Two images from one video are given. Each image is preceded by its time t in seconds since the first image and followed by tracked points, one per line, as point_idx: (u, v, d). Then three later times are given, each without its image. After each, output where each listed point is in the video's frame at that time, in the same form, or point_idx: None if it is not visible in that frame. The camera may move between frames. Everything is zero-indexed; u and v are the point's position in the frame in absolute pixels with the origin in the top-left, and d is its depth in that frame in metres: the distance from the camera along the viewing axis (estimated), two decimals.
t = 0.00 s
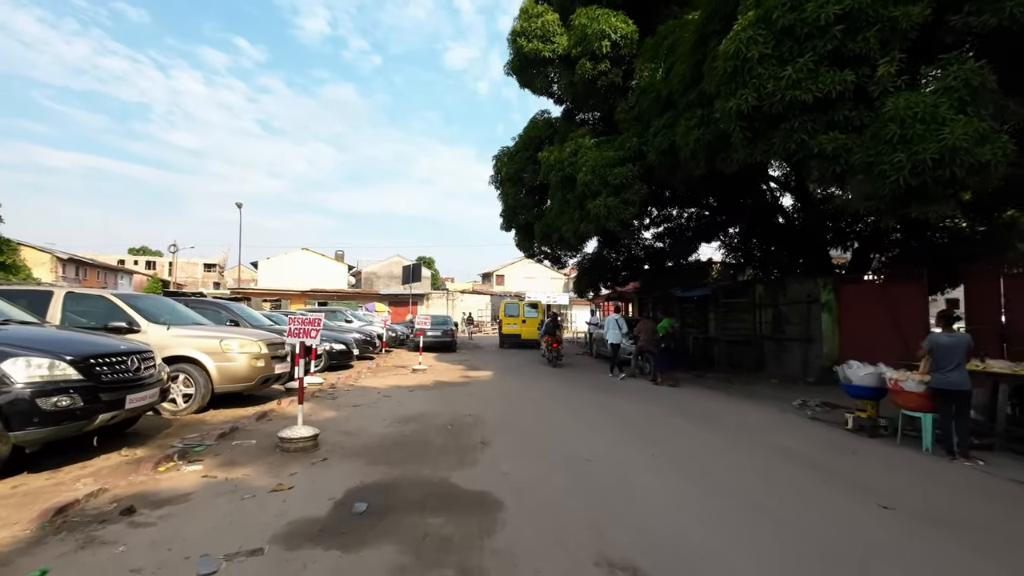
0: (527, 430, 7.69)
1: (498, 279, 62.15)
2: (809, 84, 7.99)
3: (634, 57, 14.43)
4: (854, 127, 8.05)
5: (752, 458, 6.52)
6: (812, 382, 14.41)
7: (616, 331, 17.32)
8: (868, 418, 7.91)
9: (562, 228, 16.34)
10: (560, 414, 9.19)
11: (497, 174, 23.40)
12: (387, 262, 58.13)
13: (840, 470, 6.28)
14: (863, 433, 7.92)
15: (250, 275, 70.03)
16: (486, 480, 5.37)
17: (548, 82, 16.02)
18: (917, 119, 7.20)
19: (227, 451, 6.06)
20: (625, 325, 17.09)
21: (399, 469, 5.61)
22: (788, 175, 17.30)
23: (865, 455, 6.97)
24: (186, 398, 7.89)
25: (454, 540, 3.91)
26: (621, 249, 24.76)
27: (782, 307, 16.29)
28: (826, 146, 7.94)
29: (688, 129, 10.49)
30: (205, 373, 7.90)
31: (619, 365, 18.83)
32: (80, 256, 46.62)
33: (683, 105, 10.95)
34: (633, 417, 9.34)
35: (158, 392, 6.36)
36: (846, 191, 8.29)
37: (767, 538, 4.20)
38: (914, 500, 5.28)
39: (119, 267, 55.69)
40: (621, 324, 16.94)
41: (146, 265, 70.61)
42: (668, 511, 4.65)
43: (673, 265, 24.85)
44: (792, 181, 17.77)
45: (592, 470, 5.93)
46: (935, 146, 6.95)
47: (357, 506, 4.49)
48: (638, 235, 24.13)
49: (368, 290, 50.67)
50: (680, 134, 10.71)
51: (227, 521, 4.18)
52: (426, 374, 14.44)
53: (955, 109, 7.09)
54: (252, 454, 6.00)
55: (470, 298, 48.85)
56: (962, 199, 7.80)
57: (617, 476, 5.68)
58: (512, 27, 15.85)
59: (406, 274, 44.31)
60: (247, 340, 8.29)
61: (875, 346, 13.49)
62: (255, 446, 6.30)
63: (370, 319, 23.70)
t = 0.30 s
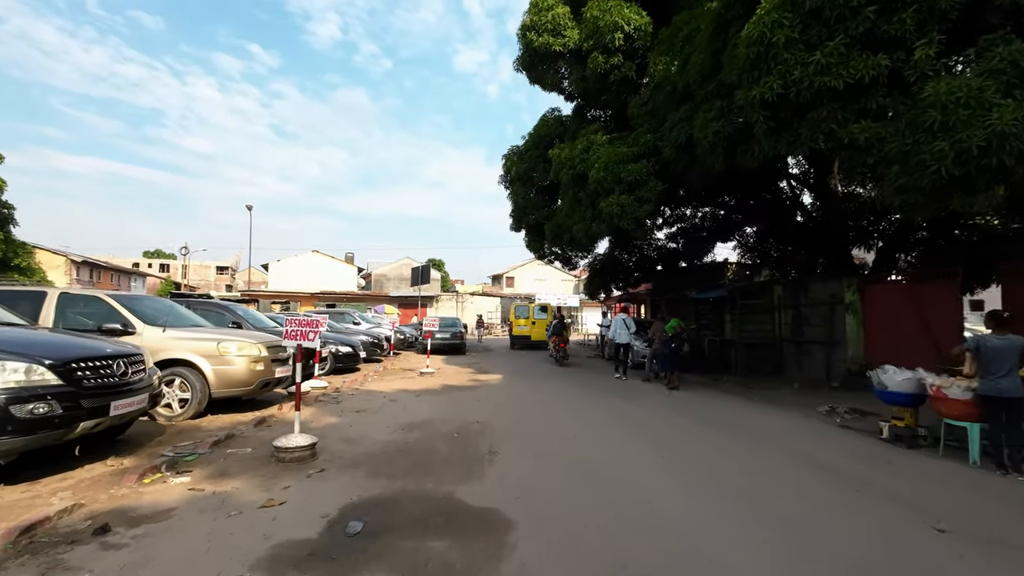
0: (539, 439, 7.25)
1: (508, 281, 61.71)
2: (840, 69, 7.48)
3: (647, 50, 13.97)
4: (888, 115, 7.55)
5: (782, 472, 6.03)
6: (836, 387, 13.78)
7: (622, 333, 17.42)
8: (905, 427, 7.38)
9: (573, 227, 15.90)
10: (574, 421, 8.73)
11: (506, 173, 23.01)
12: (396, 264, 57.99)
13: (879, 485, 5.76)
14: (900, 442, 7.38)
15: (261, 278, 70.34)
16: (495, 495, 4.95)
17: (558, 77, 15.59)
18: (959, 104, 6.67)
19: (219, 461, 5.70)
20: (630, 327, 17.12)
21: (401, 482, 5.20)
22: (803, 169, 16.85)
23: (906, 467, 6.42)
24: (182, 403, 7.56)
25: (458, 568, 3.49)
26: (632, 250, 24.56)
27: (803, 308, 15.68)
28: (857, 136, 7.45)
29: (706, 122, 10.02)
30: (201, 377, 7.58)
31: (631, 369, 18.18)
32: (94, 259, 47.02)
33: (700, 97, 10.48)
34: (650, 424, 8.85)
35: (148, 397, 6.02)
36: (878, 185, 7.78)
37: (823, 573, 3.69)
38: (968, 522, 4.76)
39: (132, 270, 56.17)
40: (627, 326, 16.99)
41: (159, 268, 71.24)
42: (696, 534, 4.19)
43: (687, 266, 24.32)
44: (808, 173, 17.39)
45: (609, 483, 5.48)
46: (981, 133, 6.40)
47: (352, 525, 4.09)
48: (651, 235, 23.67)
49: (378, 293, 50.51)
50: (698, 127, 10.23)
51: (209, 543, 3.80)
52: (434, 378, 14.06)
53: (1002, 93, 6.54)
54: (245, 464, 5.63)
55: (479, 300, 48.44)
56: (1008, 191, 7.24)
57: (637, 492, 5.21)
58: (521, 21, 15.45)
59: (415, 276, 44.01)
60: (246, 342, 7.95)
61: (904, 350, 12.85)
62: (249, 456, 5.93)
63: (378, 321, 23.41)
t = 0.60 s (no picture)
0: (550, 449, 6.87)
1: (516, 283, 61.28)
2: (867, 57, 7.05)
3: (659, 44, 13.60)
4: (919, 105, 7.11)
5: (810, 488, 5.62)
6: (856, 392, 13.27)
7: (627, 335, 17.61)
8: (940, 437, 6.94)
9: (582, 227, 15.53)
10: (585, 429, 8.33)
11: (514, 173, 22.68)
12: (404, 266, 57.88)
13: (917, 503, 5.33)
14: (934, 453, 6.94)
15: (268, 279, 70.51)
16: (502, 515, 4.59)
17: (567, 74, 15.25)
18: (1000, 91, 6.20)
19: (210, 474, 5.39)
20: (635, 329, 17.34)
21: (402, 497, 4.86)
22: (817, 164, 16.46)
23: (944, 483, 5.98)
24: (178, 410, 7.28)
25: None
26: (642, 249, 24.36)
27: (820, 310, 15.19)
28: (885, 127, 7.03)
29: (722, 116, 9.64)
30: (197, 383, 7.29)
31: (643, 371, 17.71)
32: (104, 261, 47.33)
33: (716, 90, 10.08)
34: (665, 432, 8.44)
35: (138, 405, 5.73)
36: (908, 179, 7.34)
37: None
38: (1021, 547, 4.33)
39: (143, 272, 56.60)
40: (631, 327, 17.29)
41: (169, 270, 71.72)
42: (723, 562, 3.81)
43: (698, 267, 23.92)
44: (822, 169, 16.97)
45: (625, 502, 5.08)
46: None
47: (347, 550, 3.75)
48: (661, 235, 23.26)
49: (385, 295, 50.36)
50: (713, 121, 9.83)
51: (189, 569, 3.47)
52: (440, 382, 13.72)
53: None
54: (237, 477, 5.31)
55: (487, 302, 48.09)
56: None
57: (657, 512, 4.81)
58: (529, 16, 15.13)
59: (422, 277, 43.79)
60: (244, 347, 7.64)
61: (928, 352, 12.35)
62: (242, 468, 5.61)
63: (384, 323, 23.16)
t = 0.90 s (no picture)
0: (562, 455, 6.50)
1: (522, 283, 60.88)
2: (899, 36, 6.63)
3: (671, 35, 13.22)
4: (955, 89, 6.70)
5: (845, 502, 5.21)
6: (877, 394, 12.79)
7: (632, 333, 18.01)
8: (978, 443, 6.52)
9: (591, 224, 15.15)
10: (598, 433, 7.95)
11: (521, 170, 22.31)
12: (410, 266, 57.64)
13: (964, 517, 4.92)
14: (972, 461, 6.51)
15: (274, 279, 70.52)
16: (514, 528, 4.23)
17: (576, 67, 14.88)
18: None
19: (200, 481, 5.06)
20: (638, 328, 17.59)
21: (406, 508, 4.51)
22: (833, 158, 15.98)
23: (988, 494, 5.56)
24: (172, 412, 6.96)
25: None
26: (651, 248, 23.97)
27: (838, 309, 14.70)
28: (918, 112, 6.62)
29: (740, 105, 9.23)
30: (192, 383, 6.98)
31: (654, 372, 17.27)
32: (112, 261, 47.43)
33: (733, 79, 9.67)
34: (682, 437, 8.04)
35: (126, 407, 5.42)
36: (943, 167, 6.91)
37: None
38: None
39: (150, 272, 56.73)
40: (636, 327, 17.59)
41: (177, 270, 71.97)
42: None
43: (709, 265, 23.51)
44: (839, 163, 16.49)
45: (647, 515, 4.71)
46: None
47: (343, 570, 3.40)
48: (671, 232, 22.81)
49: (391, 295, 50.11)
50: (731, 111, 9.43)
51: None
52: (446, 382, 13.36)
53: None
54: (229, 485, 4.98)
55: (493, 302, 47.71)
56: None
57: (682, 528, 4.43)
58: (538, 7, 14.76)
59: (427, 277, 43.50)
60: (242, 346, 7.31)
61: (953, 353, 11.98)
62: (236, 474, 5.28)
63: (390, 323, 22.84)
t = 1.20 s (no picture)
0: (574, 468, 6.12)
1: (528, 283, 60.48)
2: (935, 19, 6.21)
3: (684, 27, 12.84)
4: (995, 76, 6.27)
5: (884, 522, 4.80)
6: (899, 399, 12.31)
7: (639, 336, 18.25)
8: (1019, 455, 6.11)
9: (601, 222, 14.77)
10: (610, 442, 7.57)
11: (528, 169, 21.94)
12: (416, 266, 57.41)
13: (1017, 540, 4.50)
14: (1013, 475, 6.10)
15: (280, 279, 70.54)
16: (526, 554, 3.86)
17: (584, 62, 14.48)
18: None
19: (188, 497, 4.72)
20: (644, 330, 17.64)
21: (408, 530, 4.15)
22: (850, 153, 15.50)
23: None
24: (164, 419, 6.64)
25: None
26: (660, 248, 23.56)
27: (857, 310, 14.20)
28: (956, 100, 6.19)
29: (759, 97, 8.81)
30: (185, 390, 6.66)
31: (664, 375, 16.81)
32: (119, 262, 47.46)
33: (751, 70, 9.26)
34: (699, 446, 7.65)
35: (112, 417, 5.09)
36: (982, 160, 6.47)
37: None
38: None
39: (157, 272, 56.81)
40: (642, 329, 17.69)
41: (184, 271, 72.18)
42: None
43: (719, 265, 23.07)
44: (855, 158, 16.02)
45: (670, 538, 4.33)
46: None
47: None
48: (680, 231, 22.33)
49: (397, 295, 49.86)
50: (749, 103, 9.02)
51: None
52: (452, 385, 13.02)
53: None
54: (219, 501, 4.63)
55: (499, 303, 47.36)
56: None
57: (712, 555, 4.03)
58: None
59: (433, 277, 43.22)
60: (238, 350, 6.98)
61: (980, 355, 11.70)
62: (227, 489, 4.93)
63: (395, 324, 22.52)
